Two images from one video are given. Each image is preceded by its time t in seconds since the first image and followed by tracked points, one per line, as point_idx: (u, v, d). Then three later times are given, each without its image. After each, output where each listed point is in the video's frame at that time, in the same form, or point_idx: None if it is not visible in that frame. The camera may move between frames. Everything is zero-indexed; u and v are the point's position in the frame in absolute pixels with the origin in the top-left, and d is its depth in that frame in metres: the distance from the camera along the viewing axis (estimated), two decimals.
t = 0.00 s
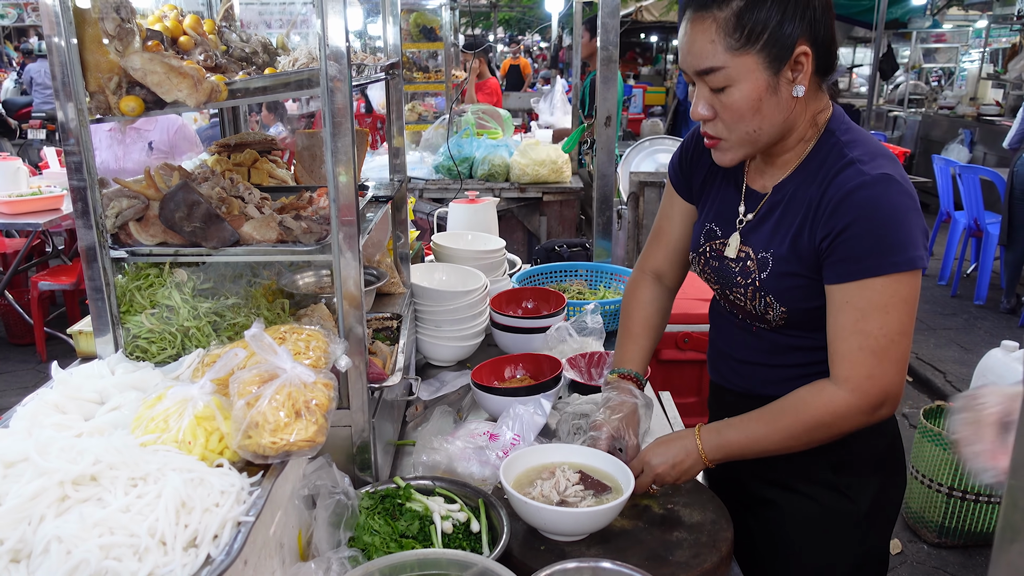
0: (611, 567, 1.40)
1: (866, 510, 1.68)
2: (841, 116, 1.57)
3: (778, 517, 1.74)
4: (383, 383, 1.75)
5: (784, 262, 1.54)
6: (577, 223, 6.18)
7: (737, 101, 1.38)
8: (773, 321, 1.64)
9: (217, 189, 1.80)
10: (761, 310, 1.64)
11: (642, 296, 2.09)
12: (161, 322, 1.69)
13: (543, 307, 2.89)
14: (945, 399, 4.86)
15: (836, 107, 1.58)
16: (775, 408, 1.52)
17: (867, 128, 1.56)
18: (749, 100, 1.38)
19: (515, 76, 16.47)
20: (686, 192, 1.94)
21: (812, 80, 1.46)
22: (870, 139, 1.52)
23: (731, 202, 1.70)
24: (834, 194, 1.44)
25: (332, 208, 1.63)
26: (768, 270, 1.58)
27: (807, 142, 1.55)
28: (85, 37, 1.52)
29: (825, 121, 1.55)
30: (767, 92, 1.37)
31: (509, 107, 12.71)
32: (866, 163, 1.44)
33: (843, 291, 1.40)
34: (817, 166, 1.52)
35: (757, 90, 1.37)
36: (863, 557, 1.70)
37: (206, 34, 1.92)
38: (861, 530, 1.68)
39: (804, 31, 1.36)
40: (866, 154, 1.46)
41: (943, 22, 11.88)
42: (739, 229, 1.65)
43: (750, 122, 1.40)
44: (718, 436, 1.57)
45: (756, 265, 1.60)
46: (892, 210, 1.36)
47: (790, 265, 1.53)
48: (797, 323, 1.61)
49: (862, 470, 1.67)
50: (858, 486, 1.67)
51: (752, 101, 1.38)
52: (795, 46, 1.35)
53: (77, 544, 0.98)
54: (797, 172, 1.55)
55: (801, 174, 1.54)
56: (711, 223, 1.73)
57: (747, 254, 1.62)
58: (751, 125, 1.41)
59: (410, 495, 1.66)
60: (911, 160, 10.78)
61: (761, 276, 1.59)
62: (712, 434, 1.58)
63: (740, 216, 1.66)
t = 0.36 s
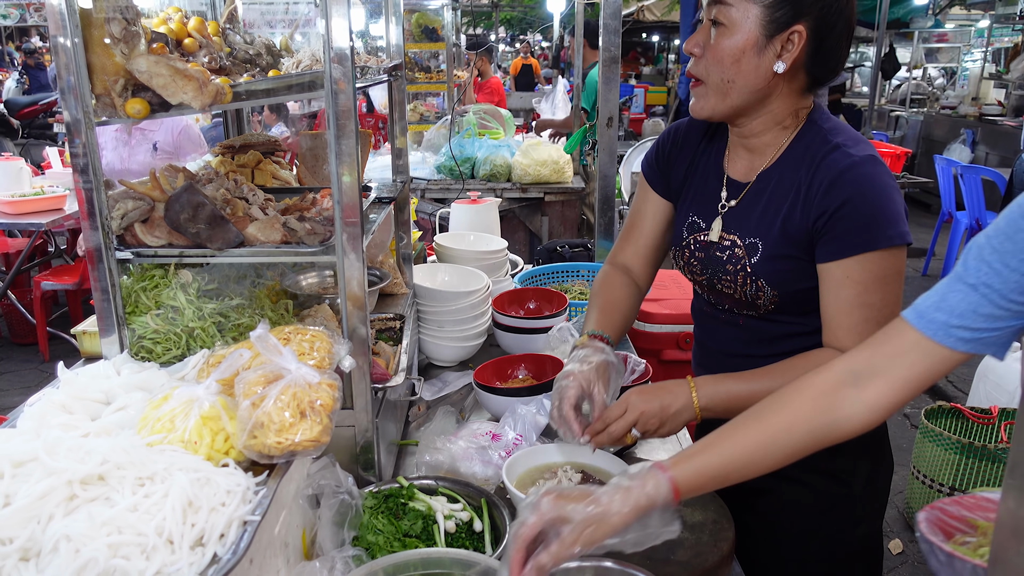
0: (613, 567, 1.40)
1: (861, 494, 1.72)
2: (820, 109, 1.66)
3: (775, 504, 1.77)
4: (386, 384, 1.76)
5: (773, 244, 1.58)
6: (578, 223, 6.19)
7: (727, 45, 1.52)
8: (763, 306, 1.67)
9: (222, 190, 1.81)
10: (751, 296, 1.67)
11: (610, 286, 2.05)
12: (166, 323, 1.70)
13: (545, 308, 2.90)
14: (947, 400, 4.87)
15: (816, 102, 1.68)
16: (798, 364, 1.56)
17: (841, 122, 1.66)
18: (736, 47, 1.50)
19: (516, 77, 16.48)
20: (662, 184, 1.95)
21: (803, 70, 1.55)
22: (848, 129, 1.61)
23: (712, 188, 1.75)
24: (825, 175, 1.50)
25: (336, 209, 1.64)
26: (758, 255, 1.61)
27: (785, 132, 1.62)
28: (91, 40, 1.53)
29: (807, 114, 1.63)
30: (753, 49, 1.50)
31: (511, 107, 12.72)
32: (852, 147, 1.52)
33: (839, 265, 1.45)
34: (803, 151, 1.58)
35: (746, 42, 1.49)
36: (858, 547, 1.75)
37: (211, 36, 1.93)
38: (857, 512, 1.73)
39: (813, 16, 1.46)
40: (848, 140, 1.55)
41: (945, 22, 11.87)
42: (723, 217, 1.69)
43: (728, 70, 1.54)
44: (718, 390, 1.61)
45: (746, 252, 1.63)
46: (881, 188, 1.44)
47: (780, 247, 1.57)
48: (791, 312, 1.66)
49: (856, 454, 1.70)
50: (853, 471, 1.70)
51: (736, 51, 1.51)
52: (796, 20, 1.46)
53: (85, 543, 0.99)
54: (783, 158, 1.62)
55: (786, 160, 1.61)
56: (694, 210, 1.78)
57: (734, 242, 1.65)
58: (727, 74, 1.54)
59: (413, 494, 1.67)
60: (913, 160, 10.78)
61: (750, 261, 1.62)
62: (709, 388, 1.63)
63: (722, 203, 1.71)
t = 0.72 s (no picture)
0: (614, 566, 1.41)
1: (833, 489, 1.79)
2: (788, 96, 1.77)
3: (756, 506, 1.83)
4: (388, 383, 1.79)
5: (740, 227, 1.68)
6: (579, 222, 6.20)
7: (703, 25, 1.63)
8: (721, 293, 1.78)
9: (224, 190, 1.82)
10: (710, 283, 1.77)
11: (519, 134, 2.05)
12: (168, 322, 1.71)
13: (546, 307, 2.91)
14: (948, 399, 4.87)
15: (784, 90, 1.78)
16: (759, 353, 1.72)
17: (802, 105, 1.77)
18: (710, 27, 1.62)
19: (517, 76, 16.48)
20: (633, 140, 2.06)
21: (773, 56, 1.68)
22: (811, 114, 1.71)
23: (681, 177, 1.87)
24: (787, 158, 1.60)
25: (337, 208, 1.65)
26: (721, 240, 1.72)
27: (750, 117, 1.74)
28: (93, 40, 1.53)
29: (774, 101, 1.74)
30: (726, 31, 1.61)
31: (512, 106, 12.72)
32: (813, 130, 1.63)
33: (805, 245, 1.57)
34: (766, 135, 1.68)
35: (721, 23, 1.61)
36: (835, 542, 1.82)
37: (212, 36, 1.93)
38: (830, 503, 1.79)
39: (785, 6, 1.59)
40: (810, 124, 1.66)
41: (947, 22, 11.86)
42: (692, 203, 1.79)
43: (701, 49, 1.65)
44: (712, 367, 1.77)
45: (708, 237, 1.74)
46: (840, 166, 1.54)
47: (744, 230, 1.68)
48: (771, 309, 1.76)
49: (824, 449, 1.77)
50: (824, 467, 1.78)
51: (711, 31, 1.62)
52: (771, 7, 1.58)
53: (89, 541, 1.00)
54: (748, 143, 1.71)
55: (750, 143, 1.70)
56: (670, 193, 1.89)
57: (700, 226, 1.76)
58: (700, 54, 1.66)
59: (414, 493, 1.67)
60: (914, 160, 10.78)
61: (711, 245, 1.73)
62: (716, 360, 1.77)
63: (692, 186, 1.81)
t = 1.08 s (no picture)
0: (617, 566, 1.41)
1: (806, 484, 1.79)
2: (734, 96, 1.81)
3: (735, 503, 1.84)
4: (390, 381, 1.80)
5: (686, 234, 1.73)
6: (582, 222, 6.20)
7: (641, 24, 1.66)
8: (672, 300, 1.84)
9: (227, 188, 1.82)
10: (661, 290, 1.84)
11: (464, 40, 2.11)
12: (172, 320, 1.71)
13: (548, 306, 2.91)
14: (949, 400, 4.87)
15: (731, 88, 1.83)
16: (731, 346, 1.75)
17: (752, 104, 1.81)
18: (648, 27, 1.65)
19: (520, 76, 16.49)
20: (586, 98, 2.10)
21: (712, 58, 1.72)
22: (754, 114, 1.76)
23: (628, 178, 1.92)
24: (729, 162, 1.65)
25: (341, 206, 1.66)
26: (667, 248, 1.77)
27: (693, 118, 1.79)
28: (98, 40, 1.54)
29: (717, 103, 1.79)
30: (664, 31, 1.64)
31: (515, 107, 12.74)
32: (753, 132, 1.68)
33: (756, 249, 1.63)
34: (710, 137, 1.73)
35: (659, 24, 1.64)
36: (816, 534, 1.83)
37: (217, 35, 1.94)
38: (806, 497, 1.80)
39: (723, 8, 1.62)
40: (751, 125, 1.71)
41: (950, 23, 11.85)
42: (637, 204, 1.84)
43: (640, 48, 1.68)
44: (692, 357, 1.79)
45: (656, 244, 1.79)
46: (781, 172, 1.60)
47: (691, 238, 1.73)
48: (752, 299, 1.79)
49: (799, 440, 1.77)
50: (792, 465, 1.78)
51: (649, 30, 1.65)
52: (708, 10, 1.61)
53: (93, 536, 1.01)
54: (691, 147, 1.76)
55: (694, 147, 1.76)
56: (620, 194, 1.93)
57: (646, 230, 1.81)
58: (639, 54, 1.69)
59: (416, 491, 1.68)
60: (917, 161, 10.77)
61: (660, 253, 1.78)
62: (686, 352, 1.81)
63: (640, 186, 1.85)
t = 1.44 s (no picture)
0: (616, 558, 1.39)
1: (798, 474, 1.80)
2: (679, 107, 1.83)
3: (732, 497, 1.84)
4: (391, 368, 1.83)
5: (644, 252, 1.75)
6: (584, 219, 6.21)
7: (572, 44, 1.69)
8: (641, 313, 1.87)
9: (230, 178, 1.84)
10: (627, 305, 1.87)
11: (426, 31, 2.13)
12: (174, 307, 1.73)
13: (548, 299, 2.91)
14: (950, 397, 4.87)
15: (678, 100, 1.84)
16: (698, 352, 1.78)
17: (700, 113, 1.83)
18: (580, 47, 1.68)
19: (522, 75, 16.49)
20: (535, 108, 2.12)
21: (648, 76, 1.75)
22: (699, 125, 1.76)
23: (583, 195, 1.94)
24: (677, 180, 1.67)
25: (343, 199, 1.67)
26: (627, 265, 1.79)
27: (639, 133, 1.81)
28: (102, 28, 1.56)
29: (660, 118, 1.81)
30: (596, 51, 1.67)
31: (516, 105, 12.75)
32: (697, 146, 1.69)
33: (715, 261, 1.64)
34: (657, 153, 1.75)
35: (589, 44, 1.67)
36: (809, 524, 1.84)
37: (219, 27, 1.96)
38: (799, 487, 1.81)
39: (652, 30, 1.66)
40: (696, 139, 1.72)
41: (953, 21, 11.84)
42: (594, 219, 1.87)
43: (573, 69, 1.71)
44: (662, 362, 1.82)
45: (617, 261, 1.82)
46: (728, 186, 1.61)
47: (650, 256, 1.75)
48: (733, 301, 1.78)
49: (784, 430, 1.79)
50: (784, 455, 1.79)
51: (580, 50, 1.68)
52: (637, 31, 1.65)
53: (97, 512, 1.03)
54: (639, 166, 1.78)
55: (643, 162, 1.78)
56: (580, 210, 1.94)
57: (607, 246, 1.84)
58: (572, 76, 1.72)
59: (417, 478, 1.70)
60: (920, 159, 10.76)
61: (621, 270, 1.81)
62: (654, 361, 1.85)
63: (596, 200, 1.87)
